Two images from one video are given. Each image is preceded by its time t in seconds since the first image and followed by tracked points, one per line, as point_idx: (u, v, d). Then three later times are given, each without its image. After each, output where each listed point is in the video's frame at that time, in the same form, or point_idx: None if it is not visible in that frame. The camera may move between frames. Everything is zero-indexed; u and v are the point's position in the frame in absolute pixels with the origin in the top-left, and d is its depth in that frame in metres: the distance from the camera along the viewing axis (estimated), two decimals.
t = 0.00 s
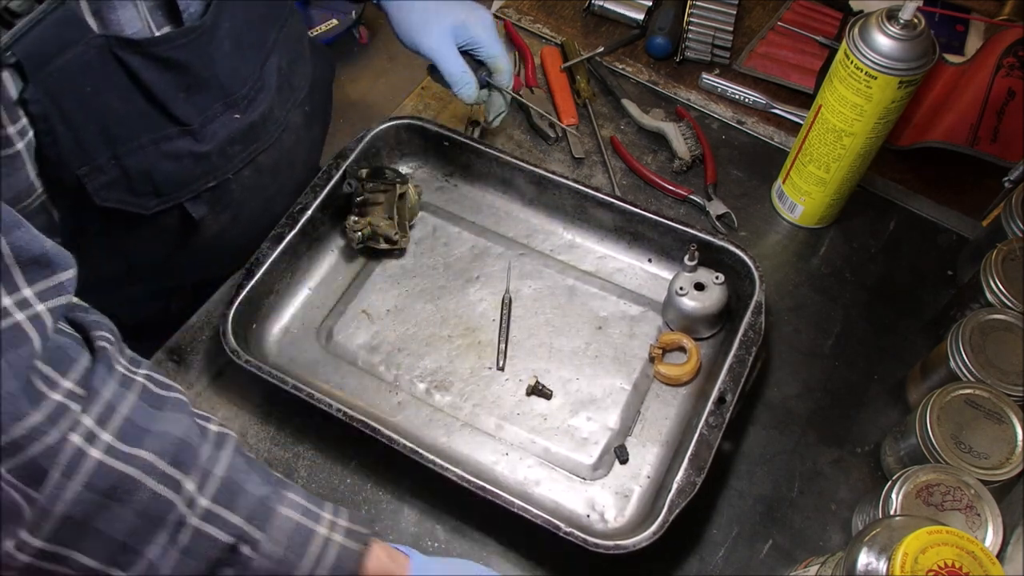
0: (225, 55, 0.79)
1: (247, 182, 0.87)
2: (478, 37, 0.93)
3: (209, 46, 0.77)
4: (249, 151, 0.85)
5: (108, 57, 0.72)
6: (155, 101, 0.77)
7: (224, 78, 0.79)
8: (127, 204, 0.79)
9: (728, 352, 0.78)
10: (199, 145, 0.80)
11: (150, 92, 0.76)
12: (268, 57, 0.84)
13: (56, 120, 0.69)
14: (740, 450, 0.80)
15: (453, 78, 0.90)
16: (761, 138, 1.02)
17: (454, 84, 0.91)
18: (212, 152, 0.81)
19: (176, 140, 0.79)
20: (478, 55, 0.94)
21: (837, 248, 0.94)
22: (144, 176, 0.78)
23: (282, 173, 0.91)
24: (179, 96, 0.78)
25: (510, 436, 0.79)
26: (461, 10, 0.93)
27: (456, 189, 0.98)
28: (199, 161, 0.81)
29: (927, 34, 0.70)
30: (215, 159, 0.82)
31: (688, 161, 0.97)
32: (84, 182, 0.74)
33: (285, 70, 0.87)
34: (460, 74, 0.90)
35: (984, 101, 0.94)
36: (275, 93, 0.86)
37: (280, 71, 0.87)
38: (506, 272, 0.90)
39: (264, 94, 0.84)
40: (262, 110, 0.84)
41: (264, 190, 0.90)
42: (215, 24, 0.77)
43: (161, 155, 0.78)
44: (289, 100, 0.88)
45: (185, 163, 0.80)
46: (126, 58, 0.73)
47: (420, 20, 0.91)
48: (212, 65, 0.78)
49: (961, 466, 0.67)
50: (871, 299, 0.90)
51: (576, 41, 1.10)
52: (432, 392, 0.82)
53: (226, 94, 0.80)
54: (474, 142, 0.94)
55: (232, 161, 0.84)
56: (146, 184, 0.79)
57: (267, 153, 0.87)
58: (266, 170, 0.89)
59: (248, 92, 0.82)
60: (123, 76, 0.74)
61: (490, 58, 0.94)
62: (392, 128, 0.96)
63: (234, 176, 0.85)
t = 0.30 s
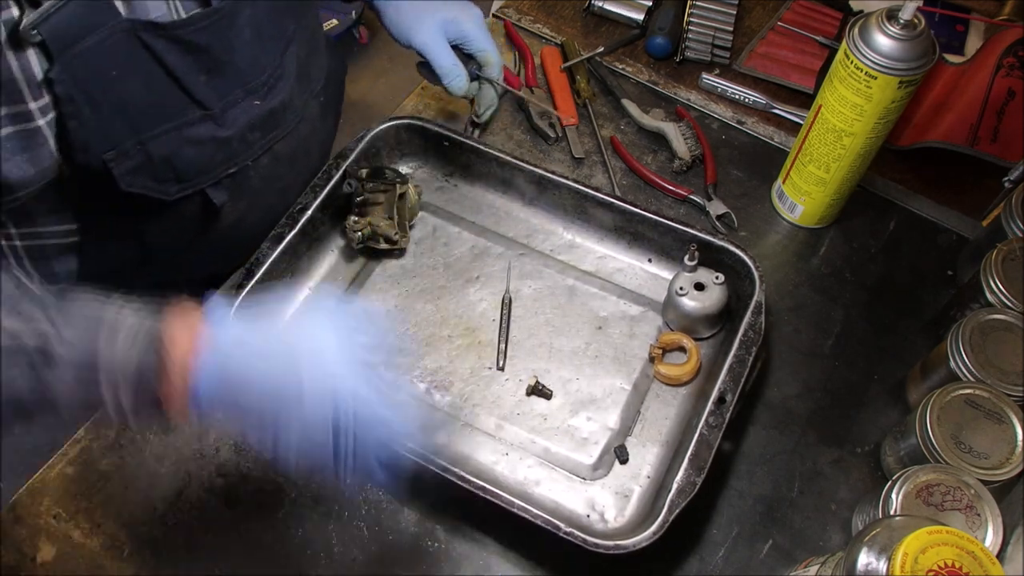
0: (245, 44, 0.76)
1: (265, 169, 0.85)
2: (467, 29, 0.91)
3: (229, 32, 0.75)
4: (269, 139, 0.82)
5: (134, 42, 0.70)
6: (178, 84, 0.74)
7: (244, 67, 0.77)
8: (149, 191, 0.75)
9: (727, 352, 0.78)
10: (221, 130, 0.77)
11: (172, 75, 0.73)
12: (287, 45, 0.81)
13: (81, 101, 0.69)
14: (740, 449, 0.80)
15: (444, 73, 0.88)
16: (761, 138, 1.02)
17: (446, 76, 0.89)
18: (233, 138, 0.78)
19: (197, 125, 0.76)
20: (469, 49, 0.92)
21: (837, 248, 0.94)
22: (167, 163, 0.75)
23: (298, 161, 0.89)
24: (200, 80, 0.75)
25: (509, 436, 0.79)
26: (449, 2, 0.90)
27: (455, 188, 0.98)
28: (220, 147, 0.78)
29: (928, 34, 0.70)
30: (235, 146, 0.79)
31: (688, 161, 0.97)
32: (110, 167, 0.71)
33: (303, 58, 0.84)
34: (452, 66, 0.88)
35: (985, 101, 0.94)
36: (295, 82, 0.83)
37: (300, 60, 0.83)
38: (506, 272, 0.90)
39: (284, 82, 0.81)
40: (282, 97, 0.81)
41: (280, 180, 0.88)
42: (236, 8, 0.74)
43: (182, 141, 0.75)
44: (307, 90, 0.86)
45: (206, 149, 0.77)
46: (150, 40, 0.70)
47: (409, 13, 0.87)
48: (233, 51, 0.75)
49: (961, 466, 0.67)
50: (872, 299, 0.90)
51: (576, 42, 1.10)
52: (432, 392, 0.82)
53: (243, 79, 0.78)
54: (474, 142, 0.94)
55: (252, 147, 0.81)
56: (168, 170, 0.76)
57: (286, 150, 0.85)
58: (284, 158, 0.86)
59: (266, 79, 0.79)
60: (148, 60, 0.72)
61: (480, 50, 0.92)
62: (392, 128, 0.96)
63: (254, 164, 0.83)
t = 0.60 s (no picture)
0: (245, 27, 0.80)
1: (262, 156, 0.88)
2: (435, 31, 0.93)
3: (227, 16, 0.79)
4: (265, 125, 0.85)
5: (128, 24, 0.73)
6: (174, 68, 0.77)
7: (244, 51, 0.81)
8: (145, 171, 0.79)
9: (727, 351, 0.78)
10: (216, 114, 0.81)
11: (168, 58, 0.77)
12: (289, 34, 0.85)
13: (72, 77, 0.71)
14: (740, 449, 0.80)
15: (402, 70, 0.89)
16: (761, 139, 1.02)
17: (407, 78, 0.90)
18: (229, 122, 0.81)
19: (192, 108, 0.79)
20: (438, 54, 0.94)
21: (837, 249, 0.94)
22: (160, 143, 0.78)
23: (298, 152, 0.92)
24: (197, 63, 0.79)
25: (510, 436, 0.79)
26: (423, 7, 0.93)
27: (456, 188, 0.98)
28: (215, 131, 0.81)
29: (928, 34, 0.70)
30: (231, 130, 0.82)
31: (688, 161, 0.97)
32: (102, 145, 0.74)
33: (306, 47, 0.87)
34: (413, 67, 0.89)
35: (984, 101, 0.94)
36: (295, 70, 0.86)
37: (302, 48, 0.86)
38: (507, 272, 0.90)
39: (283, 70, 0.85)
40: (280, 85, 0.84)
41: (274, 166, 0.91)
42: None
43: (178, 124, 0.78)
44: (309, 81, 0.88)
45: (201, 132, 0.80)
46: (145, 23, 0.74)
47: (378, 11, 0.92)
48: (230, 36, 0.79)
49: (961, 466, 0.67)
50: (872, 299, 0.90)
51: (576, 42, 1.10)
52: (432, 392, 0.82)
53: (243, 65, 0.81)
54: (474, 141, 0.94)
55: (248, 134, 0.84)
56: (163, 151, 0.79)
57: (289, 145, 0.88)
58: (281, 147, 0.89)
59: (266, 66, 0.83)
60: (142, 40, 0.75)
61: (447, 54, 0.93)
62: (392, 128, 0.95)
63: (250, 150, 0.86)
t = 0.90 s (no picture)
0: (242, 21, 0.81)
1: (257, 147, 0.88)
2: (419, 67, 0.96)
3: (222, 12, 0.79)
4: (260, 116, 0.85)
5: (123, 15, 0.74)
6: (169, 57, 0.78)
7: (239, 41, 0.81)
8: (138, 159, 0.79)
9: (727, 351, 0.78)
10: (210, 104, 0.81)
11: (160, 46, 0.77)
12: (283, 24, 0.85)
13: (66, 66, 0.72)
14: (740, 449, 0.80)
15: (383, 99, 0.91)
16: (761, 138, 1.02)
17: (388, 107, 0.91)
18: (222, 112, 0.81)
19: (186, 98, 0.79)
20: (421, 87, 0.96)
21: (837, 248, 0.94)
22: (155, 132, 0.78)
23: (293, 142, 0.92)
24: (190, 53, 0.79)
25: (510, 436, 0.79)
26: (411, 40, 0.97)
27: (455, 187, 0.99)
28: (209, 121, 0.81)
29: (928, 34, 0.70)
30: (225, 121, 0.82)
31: (688, 161, 0.97)
32: (96, 133, 0.75)
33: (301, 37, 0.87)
34: (394, 98, 0.92)
35: (984, 101, 0.94)
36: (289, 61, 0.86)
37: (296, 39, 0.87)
38: (506, 272, 0.90)
39: (277, 61, 0.84)
40: (274, 75, 0.84)
41: (272, 159, 0.91)
42: None
43: (173, 113, 0.78)
44: (302, 70, 0.88)
45: (195, 122, 0.80)
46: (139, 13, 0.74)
47: (366, 44, 0.95)
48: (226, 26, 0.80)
49: (961, 466, 0.67)
50: (872, 299, 0.90)
51: (576, 42, 1.10)
52: (432, 392, 0.82)
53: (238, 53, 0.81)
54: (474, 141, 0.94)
55: (243, 123, 0.84)
56: (156, 140, 0.79)
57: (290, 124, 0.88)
58: (276, 138, 0.89)
59: (260, 56, 0.83)
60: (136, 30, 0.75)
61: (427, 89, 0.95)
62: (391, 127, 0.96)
63: (244, 140, 0.86)
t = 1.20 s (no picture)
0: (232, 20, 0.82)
1: (250, 149, 0.88)
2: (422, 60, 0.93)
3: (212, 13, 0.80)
4: (252, 118, 0.86)
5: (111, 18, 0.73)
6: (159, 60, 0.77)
7: (229, 42, 0.82)
8: (132, 162, 0.79)
9: (727, 356, 0.78)
10: (203, 105, 0.81)
11: (150, 48, 0.76)
12: (275, 26, 0.86)
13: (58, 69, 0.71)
14: (740, 449, 0.80)
15: (387, 96, 0.90)
16: (761, 138, 1.02)
17: (392, 106, 0.90)
18: (215, 114, 0.82)
19: (179, 100, 0.79)
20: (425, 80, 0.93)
21: (837, 248, 0.94)
22: (147, 133, 0.78)
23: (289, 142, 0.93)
24: (181, 56, 0.79)
25: (510, 437, 0.79)
26: (414, 31, 0.94)
27: (455, 185, 0.99)
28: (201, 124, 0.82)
29: (928, 34, 0.70)
30: (218, 122, 0.83)
31: (688, 161, 0.97)
32: (90, 137, 0.74)
33: (293, 39, 0.88)
34: (398, 95, 0.90)
35: (985, 100, 0.94)
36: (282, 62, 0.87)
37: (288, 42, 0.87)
38: (506, 272, 0.90)
39: (269, 62, 0.86)
40: (267, 77, 0.85)
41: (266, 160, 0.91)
42: None
43: (165, 115, 0.79)
44: (296, 71, 0.89)
45: (188, 123, 0.81)
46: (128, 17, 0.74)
47: (367, 41, 0.93)
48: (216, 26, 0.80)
49: (961, 466, 0.67)
50: (872, 299, 0.90)
51: (576, 42, 1.10)
52: (432, 392, 0.82)
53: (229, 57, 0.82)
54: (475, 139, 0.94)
55: (235, 125, 0.85)
56: (149, 142, 0.79)
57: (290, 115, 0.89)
58: (270, 140, 0.90)
59: (252, 58, 0.84)
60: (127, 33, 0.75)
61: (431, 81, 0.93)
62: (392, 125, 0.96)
63: (238, 143, 0.87)
